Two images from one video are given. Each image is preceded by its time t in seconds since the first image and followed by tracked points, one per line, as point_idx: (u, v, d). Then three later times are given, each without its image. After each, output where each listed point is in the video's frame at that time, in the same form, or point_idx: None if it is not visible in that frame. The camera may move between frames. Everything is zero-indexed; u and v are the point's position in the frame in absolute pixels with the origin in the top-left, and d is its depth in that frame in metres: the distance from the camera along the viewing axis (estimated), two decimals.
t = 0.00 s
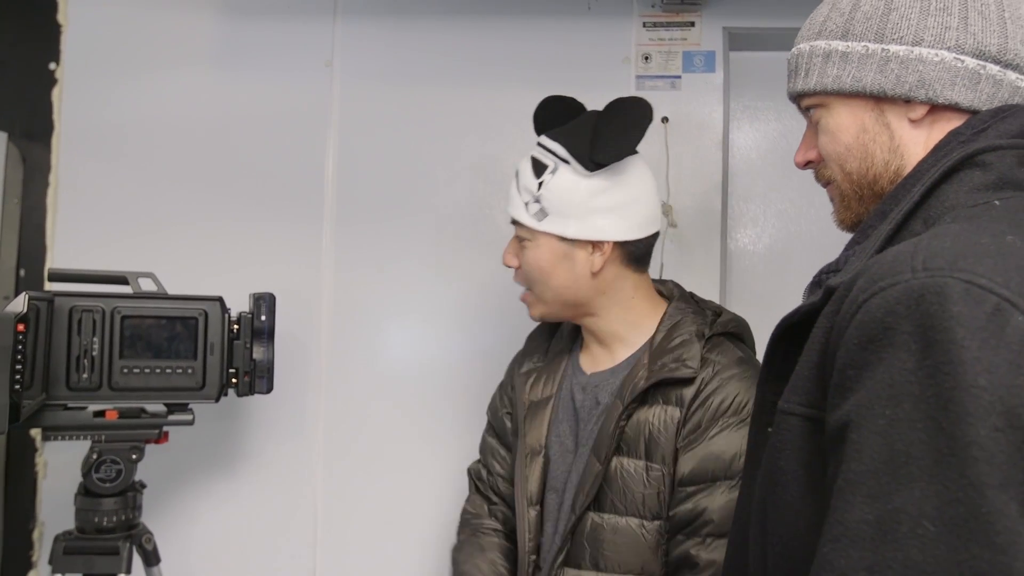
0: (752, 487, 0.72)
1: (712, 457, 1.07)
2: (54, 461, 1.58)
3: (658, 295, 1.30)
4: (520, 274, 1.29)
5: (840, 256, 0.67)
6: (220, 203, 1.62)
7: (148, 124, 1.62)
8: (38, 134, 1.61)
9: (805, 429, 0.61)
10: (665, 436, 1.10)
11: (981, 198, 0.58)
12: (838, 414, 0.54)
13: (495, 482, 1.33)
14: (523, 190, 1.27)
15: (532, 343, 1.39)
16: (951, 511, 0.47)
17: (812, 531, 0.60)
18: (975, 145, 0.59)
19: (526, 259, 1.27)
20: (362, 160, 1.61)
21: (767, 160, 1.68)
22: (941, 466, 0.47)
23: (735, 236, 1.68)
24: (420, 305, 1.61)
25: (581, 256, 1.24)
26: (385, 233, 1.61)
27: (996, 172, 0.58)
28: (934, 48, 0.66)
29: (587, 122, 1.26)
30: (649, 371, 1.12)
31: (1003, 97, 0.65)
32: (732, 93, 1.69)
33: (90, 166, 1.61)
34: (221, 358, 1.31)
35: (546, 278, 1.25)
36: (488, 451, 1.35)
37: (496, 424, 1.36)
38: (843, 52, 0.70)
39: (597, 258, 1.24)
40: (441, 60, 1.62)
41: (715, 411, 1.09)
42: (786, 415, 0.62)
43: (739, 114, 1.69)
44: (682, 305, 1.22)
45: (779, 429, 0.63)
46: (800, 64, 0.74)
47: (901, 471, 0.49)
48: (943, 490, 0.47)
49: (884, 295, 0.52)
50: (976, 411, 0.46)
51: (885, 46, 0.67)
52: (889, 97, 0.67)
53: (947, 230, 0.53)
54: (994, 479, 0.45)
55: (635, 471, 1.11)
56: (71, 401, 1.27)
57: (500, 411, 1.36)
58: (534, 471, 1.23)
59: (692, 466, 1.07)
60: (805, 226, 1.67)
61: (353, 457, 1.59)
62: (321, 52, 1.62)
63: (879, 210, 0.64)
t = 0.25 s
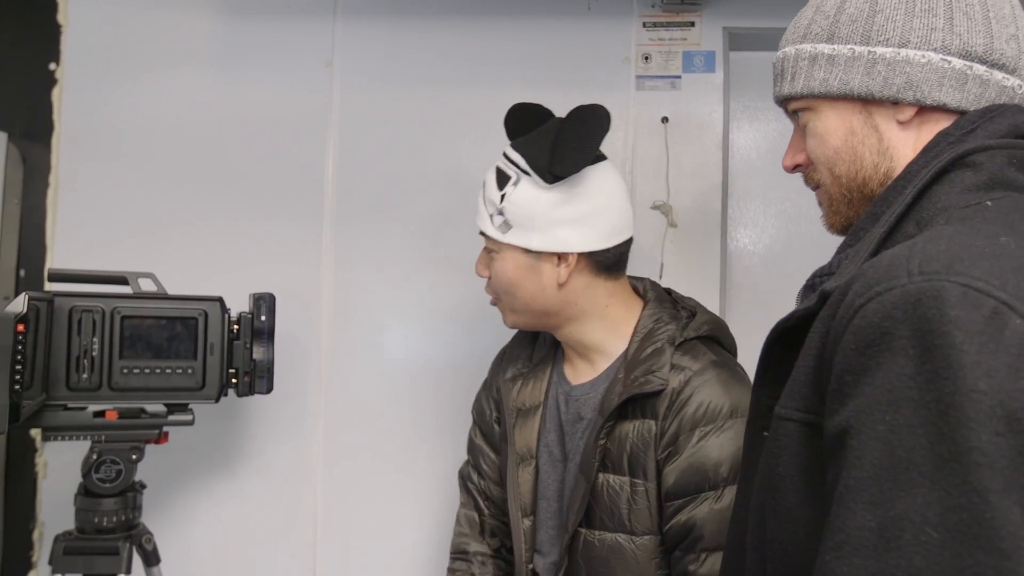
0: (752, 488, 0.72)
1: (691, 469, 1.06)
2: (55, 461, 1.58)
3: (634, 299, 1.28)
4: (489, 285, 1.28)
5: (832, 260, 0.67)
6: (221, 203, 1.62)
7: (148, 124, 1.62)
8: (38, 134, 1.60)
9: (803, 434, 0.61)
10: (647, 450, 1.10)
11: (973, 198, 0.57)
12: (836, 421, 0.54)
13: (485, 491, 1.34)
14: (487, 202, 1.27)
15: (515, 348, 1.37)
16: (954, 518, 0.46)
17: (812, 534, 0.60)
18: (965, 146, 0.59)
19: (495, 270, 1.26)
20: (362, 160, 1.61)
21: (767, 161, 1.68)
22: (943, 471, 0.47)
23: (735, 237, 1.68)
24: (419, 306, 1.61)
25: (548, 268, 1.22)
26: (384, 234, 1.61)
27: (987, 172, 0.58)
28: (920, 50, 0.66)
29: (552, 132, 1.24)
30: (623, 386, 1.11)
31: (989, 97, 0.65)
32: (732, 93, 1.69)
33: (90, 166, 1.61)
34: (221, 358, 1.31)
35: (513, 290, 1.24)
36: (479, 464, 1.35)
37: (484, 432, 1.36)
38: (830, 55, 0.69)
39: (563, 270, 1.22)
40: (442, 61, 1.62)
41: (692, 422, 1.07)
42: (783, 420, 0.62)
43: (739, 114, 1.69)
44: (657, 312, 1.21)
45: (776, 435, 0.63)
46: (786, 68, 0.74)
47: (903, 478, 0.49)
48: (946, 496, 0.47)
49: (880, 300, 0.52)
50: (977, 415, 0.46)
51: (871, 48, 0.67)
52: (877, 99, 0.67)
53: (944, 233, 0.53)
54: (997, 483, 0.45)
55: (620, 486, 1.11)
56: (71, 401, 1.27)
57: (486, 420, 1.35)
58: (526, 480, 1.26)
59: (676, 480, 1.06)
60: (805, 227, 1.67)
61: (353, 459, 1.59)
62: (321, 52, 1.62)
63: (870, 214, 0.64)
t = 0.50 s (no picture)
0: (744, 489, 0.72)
1: (666, 463, 1.05)
2: (49, 461, 1.58)
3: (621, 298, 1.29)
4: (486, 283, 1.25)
5: (822, 262, 0.67)
6: (216, 202, 1.61)
7: (144, 123, 1.61)
8: (33, 133, 1.60)
9: (793, 436, 0.61)
10: (626, 446, 1.09)
11: (961, 197, 0.57)
12: (824, 423, 0.54)
13: (479, 494, 1.34)
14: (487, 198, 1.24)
15: (508, 351, 1.37)
16: (940, 520, 0.46)
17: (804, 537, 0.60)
18: (954, 146, 0.59)
19: (496, 265, 1.23)
20: (358, 160, 1.61)
21: (763, 160, 1.68)
22: (930, 474, 0.47)
23: (731, 237, 1.68)
24: (415, 305, 1.60)
25: (553, 260, 1.22)
26: (380, 233, 1.60)
27: (976, 172, 0.58)
28: (907, 50, 0.65)
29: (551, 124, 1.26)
30: (600, 382, 1.11)
31: (977, 96, 0.65)
32: (729, 93, 1.69)
33: (85, 165, 1.61)
34: (217, 357, 1.31)
35: (517, 285, 1.21)
36: (476, 466, 1.36)
37: (481, 435, 1.36)
38: (817, 56, 0.69)
39: (571, 259, 1.23)
40: (438, 60, 1.61)
41: (667, 416, 1.07)
42: (774, 422, 0.62)
43: (736, 113, 1.69)
44: (639, 309, 1.21)
45: (767, 436, 0.63)
46: (774, 69, 0.73)
47: (890, 480, 0.49)
48: (933, 498, 0.47)
49: (868, 301, 0.52)
50: (963, 416, 0.46)
51: (859, 49, 0.67)
52: (865, 100, 0.67)
53: (930, 234, 0.53)
54: (983, 485, 0.45)
55: (600, 483, 1.11)
56: (67, 400, 1.26)
57: (481, 422, 1.36)
58: (513, 483, 1.23)
59: (652, 475, 1.06)
60: (801, 226, 1.67)
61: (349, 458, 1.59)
62: (318, 51, 1.61)
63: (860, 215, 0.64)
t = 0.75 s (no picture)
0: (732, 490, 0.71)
1: (648, 449, 1.05)
2: (38, 461, 1.57)
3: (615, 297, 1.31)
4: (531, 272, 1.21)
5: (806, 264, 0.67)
6: (206, 201, 1.61)
7: (132, 122, 1.61)
8: (20, 132, 1.59)
9: (778, 439, 0.61)
10: (613, 437, 1.09)
11: (942, 198, 0.57)
12: (807, 426, 0.54)
13: (471, 492, 1.34)
14: (543, 185, 1.22)
15: (500, 350, 1.38)
16: (922, 524, 0.46)
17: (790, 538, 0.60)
18: (936, 145, 0.59)
19: (544, 253, 1.22)
20: (348, 159, 1.60)
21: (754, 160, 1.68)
22: (911, 477, 0.47)
23: (722, 236, 1.68)
24: (405, 305, 1.60)
25: (590, 252, 1.26)
26: (370, 232, 1.60)
27: (958, 172, 0.58)
28: (887, 51, 0.65)
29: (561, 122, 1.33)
30: (590, 373, 1.11)
31: (958, 96, 0.64)
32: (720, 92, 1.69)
33: (73, 164, 1.60)
34: (206, 357, 1.30)
35: (571, 271, 1.21)
36: (468, 466, 1.36)
37: (473, 435, 1.37)
38: (798, 58, 0.68)
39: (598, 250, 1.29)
40: (429, 59, 1.61)
41: (652, 404, 1.07)
42: (759, 425, 0.62)
43: (727, 113, 1.69)
44: (629, 304, 1.21)
45: (752, 439, 0.63)
46: (755, 71, 0.73)
47: (872, 483, 0.49)
48: (914, 501, 0.47)
49: (850, 304, 0.52)
50: (944, 419, 0.46)
51: (839, 50, 0.66)
52: (846, 102, 0.66)
53: (911, 236, 0.53)
54: (964, 488, 0.45)
55: (588, 474, 1.10)
56: (55, 400, 1.25)
57: (473, 422, 1.37)
58: (503, 479, 1.22)
59: (635, 460, 1.06)
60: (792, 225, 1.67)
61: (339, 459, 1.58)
62: (308, 49, 1.61)
63: (843, 215, 0.64)
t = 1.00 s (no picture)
0: (729, 489, 0.72)
1: (649, 445, 1.05)
2: (35, 463, 1.57)
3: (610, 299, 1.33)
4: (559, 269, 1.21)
5: (799, 266, 0.67)
6: (203, 202, 1.61)
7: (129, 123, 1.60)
8: (17, 133, 1.59)
9: (774, 440, 0.61)
10: (616, 437, 1.09)
11: (934, 199, 0.57)
12: (803, 427, 0.54)
13: (468, 495, 1.34)
14: (567, 184, 1.24)
15: (496, 352, 1.38)
16: (921, 525, 0.47)
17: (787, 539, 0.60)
18: (928, 146, 0.60)
19: (567, 250, 1.23)
20: (345, 160, 1.60)
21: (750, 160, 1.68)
22: (909, 478, 0.47)
23: (719, 236, 1.68)
24: (402, 306, 1.60)
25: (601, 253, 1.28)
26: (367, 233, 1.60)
27: (949, 173, 0.58)
28: (877, 53, 0.65)
29: (569, 122, 1.36)
30: (591, 372, 1.11)
31: (948, 97, 0.65)
32: (716, 93, 1.69)
33: (70, 165, 1.60)
34: (203, 358, 1.30)
35: (592, 267, 1.23)
36: (463, 469, 1.36)
37: (467, 438, 1.36)
38: (789, 60, 0.68)
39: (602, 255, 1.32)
40: (425, 60, 1.61)
41: (654, 402, 1.07)
42: (755, 426, 0.62)
43: (723, 113, 1.70)
44: (626, 304, 1.22)
45: (748, 440, 0.63)
46: (745, 74, 0.73)
47: (870, 485, 0.49)
48: (913, 503, 0.47)
49: (845, 306, 0.53)
50: (941, 421, 0.46)
51: (829, 53, 0.66)
52: (837, 104, 0.66)
53: (904, 237, 0.54)
54: (962, 490, 0.45)
55: (592, 474, 1.10)
56: (51, 402, 1.25)
57: (467, 423, 1.36)
58: (505, 481, 1.22)
59: (636, 457, 1.06)
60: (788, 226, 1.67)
61: (336, 460, 1.58)
62: (304, 50, 1.61)
63: (837, 217, 0.64)
